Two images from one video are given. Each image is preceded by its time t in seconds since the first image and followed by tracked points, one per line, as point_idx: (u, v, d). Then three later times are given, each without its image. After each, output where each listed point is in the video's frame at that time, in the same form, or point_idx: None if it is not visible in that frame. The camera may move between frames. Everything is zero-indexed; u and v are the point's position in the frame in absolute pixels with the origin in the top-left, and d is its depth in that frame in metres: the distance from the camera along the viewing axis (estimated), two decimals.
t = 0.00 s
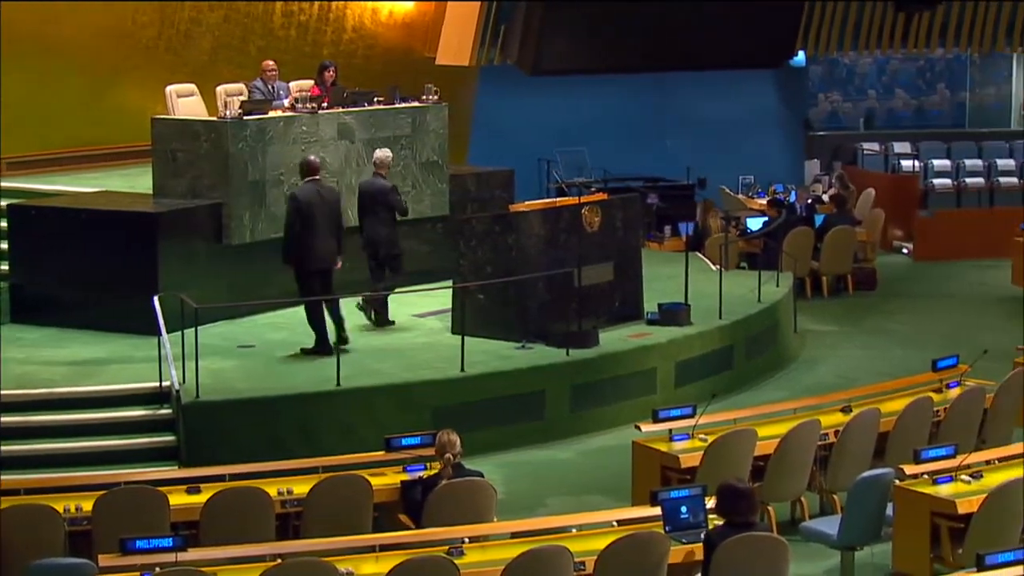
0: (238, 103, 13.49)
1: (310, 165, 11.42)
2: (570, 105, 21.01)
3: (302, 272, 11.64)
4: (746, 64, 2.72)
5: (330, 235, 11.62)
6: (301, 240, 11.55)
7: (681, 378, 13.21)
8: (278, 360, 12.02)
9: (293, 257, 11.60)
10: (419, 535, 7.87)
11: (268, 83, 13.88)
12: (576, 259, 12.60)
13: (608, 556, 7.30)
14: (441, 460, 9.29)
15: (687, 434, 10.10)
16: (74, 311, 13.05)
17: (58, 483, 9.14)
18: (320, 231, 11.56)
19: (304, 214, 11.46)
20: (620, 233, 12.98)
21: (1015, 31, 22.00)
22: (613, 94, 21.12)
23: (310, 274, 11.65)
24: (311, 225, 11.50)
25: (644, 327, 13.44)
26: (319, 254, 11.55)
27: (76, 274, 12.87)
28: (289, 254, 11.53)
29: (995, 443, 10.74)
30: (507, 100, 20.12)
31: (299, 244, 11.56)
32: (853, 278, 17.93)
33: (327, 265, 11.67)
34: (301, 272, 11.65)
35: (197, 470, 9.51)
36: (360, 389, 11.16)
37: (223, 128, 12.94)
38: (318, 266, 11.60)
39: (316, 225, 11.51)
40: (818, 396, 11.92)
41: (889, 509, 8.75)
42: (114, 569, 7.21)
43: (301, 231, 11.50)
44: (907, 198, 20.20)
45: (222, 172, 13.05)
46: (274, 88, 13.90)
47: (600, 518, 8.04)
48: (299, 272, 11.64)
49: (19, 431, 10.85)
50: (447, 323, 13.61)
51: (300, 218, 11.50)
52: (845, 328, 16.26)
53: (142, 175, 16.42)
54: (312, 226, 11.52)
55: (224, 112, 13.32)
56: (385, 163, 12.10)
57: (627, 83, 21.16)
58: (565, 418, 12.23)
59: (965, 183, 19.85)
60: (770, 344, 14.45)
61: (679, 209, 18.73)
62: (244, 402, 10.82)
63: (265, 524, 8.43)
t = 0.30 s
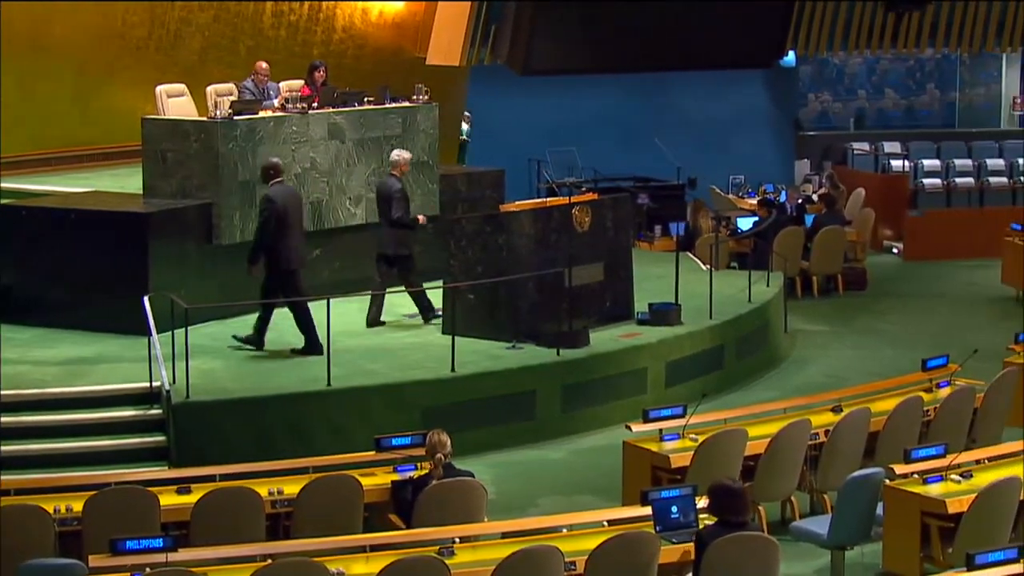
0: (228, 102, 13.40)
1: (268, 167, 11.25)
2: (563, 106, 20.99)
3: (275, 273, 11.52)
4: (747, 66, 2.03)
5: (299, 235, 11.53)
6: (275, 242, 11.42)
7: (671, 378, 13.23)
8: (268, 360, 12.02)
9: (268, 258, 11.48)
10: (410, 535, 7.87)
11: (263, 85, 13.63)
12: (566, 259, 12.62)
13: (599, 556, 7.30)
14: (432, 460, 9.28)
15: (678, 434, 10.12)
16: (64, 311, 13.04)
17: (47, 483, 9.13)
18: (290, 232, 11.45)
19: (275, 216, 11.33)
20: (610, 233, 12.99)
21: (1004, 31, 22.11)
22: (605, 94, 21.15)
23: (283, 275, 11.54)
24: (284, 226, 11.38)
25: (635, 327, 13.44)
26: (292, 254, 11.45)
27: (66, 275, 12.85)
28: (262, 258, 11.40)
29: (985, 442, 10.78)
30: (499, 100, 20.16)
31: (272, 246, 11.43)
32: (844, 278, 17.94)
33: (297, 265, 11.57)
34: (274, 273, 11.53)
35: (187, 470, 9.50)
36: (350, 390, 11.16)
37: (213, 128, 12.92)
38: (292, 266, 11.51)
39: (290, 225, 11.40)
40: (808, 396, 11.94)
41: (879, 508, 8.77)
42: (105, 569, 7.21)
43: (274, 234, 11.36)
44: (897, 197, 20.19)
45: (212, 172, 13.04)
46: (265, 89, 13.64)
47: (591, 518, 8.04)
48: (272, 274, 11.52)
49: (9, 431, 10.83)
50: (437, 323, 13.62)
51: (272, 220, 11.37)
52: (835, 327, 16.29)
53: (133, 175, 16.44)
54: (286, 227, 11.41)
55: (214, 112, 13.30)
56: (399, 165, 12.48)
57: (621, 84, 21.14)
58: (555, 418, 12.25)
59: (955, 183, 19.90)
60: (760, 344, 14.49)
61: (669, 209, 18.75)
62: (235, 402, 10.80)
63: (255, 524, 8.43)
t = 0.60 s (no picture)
0: (228, 102, 13.40)
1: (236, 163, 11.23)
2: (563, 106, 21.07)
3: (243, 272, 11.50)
4: (745, 67, 2.03)
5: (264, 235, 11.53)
6: (242, 239, 11.41)
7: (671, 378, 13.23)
8: (268, 360, 12.02)
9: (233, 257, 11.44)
10: (411, 535, 7.85)
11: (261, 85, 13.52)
12: (566, 260, 12.63)
13: (599, 557, 7.30)
14: (431, 460, 9.28)
15: (678, 434, 10.12)
16: (64, 311, 13.04)
17: (47, 483, 9.14)
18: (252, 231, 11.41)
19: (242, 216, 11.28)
20: (609, 232, 13.00)
21: (1005, 31, 22.15)
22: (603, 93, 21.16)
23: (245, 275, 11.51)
24: (252, 225, 11.37)
25: (635, 327, 13.44)
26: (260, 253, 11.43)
27: (67, 274, 12.86)
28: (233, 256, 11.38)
29: (985, 442, 10.78)
30: (499, 100, 20.19)
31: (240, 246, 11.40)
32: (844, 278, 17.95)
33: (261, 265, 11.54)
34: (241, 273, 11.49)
35: (187, 471, 9.50)
36: (350, 389, 11.15)
37: (213, 128, 12.92)
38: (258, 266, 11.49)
39: (258, 224, 11.39)
40: (807, 396, 11.95)
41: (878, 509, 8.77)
42: (105, 569, 7.21)
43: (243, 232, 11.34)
44: (897, 197, 20.19)
45: (213, 173, 13.03)
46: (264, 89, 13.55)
47: (591, 518, 8.04)
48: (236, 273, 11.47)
49: (10, 431, 10.84)
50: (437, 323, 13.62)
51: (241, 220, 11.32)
52: (836, 327, 16.30)
53: (134, 175, 16.46)
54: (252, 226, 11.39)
55: (215, 112, 13.30)
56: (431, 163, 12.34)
57: (621, 84, 21.16)
58: (555, 418, 12.25)
59: (955, 182, 19.83)
60: (760, 344, 14.50)
61: (669, 210, 18.75)
62: (234, 402, 10.80)
63: (254, 524, 8.42)
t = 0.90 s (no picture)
0: (228, 102, 13.39)
1: (202, 167, 11.15)
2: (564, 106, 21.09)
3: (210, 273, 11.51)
4: (745, 67, 2.02)
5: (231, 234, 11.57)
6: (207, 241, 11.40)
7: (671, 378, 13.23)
8: (268, 360, 12.02)
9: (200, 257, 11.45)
10: (411, 535, 7.84)
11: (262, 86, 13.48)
12: (566, 260, 12.62)
13: (599, 558, 7.30)
14: (431, 460, 9.27)
15: (678, 434, 10.12)
16: (64, 311, 13.04)
17: (47, 483, 9.14)
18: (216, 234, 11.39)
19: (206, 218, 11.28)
20: (609, 232, 13.00)
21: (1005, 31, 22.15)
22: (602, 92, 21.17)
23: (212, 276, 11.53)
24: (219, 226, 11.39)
25: (635, 327, 13.43)
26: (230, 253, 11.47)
27: (67, 274, 12.87)
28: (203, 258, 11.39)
29: (985, 442, 10.78)
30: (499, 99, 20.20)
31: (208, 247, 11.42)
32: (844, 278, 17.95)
33: (229, 263, 11.60)
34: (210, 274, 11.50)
35: (186, 470, 9.50)
36: (349, 389, 11.15)
37: (213, 129, 12.92)
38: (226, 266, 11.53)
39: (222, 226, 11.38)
40: (808, 397, 11.95)
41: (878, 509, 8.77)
42: (106, 568, 7.23)
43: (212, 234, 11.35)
44: (897, 197, 20.18)
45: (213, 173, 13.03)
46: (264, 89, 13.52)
47: (591, 518, 8.04)
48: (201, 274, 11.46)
49: (10, 431, 10.85)
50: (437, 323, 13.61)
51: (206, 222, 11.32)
52: (836, 327, 16.29)
53: (134, 175, 16.46)
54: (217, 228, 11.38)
55: (215, 112, 13.29)
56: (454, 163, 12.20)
57: (620, 84, 21.18)
58: (555, 418, 12.25)
59: (955, 182, 19.82)
60: (760, 343, 14.51)
61: (670, 210, 18.75)
62: (234, 402, 10.80)
63: (254, 525, 8.42)
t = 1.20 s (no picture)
0: (228, 102, 13.36)
1: (156, 169, 11.25)
2: (564, 106, 21.11)
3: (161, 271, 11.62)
4: (746, 67, 2.02)
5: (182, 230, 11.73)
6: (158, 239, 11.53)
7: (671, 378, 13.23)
8: (268, 360, 12.02)
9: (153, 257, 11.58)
10: (411, 535, 7.84)
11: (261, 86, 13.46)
12: (566, 260, 12.61)
13: (599, 558, 7.30)
14: (431, 460, 9.27)
15: (678, 434, 10.12)
16: (64, 312, 13.04)
17: (46, 483, 9.13)
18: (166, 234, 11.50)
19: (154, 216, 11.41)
20: (609, 232, 12.99)
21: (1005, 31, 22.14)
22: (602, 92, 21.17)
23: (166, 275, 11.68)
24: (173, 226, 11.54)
25: (635, 327, 13.44)
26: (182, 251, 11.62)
27: (67, 275, 12.87)
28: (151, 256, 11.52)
29: (985, 442, 10.78)
30: (499, 99, 20.20)
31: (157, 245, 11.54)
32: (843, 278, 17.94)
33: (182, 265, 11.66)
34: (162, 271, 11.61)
35: (186, 470, 9.50)
36: (349, 389, 11.15)
37: (213, 129, 12.91)
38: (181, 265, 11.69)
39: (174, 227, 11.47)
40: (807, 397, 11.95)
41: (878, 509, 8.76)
42: (105, 568, 7.22)
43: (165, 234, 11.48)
44: (897, 197, 20.17)
45: (213, 173, 13.03)
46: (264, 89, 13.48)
47: (591, 518, 8.04)
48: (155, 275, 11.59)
49: (10, 431, 10.85)
50: (437, 323, 13.61)
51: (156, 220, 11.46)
52: (836, 327, 16.29)
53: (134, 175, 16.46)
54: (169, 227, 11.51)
55: (215, 112, 13.27)
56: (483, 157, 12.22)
57: (620, 84, 21.19)
58: (555, 418, 12.25)
59: (955, 182, 19.82)
60: (760, 343, 14.50)
61: (670, 210, 18.75)
62: (233, 402, 10.80)
63: (254, 525, 8.42)
